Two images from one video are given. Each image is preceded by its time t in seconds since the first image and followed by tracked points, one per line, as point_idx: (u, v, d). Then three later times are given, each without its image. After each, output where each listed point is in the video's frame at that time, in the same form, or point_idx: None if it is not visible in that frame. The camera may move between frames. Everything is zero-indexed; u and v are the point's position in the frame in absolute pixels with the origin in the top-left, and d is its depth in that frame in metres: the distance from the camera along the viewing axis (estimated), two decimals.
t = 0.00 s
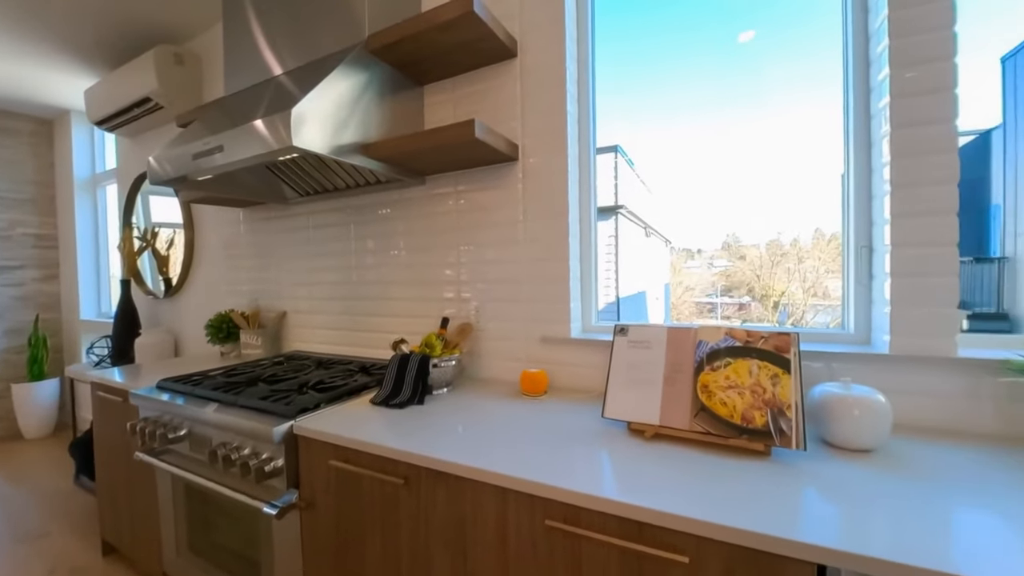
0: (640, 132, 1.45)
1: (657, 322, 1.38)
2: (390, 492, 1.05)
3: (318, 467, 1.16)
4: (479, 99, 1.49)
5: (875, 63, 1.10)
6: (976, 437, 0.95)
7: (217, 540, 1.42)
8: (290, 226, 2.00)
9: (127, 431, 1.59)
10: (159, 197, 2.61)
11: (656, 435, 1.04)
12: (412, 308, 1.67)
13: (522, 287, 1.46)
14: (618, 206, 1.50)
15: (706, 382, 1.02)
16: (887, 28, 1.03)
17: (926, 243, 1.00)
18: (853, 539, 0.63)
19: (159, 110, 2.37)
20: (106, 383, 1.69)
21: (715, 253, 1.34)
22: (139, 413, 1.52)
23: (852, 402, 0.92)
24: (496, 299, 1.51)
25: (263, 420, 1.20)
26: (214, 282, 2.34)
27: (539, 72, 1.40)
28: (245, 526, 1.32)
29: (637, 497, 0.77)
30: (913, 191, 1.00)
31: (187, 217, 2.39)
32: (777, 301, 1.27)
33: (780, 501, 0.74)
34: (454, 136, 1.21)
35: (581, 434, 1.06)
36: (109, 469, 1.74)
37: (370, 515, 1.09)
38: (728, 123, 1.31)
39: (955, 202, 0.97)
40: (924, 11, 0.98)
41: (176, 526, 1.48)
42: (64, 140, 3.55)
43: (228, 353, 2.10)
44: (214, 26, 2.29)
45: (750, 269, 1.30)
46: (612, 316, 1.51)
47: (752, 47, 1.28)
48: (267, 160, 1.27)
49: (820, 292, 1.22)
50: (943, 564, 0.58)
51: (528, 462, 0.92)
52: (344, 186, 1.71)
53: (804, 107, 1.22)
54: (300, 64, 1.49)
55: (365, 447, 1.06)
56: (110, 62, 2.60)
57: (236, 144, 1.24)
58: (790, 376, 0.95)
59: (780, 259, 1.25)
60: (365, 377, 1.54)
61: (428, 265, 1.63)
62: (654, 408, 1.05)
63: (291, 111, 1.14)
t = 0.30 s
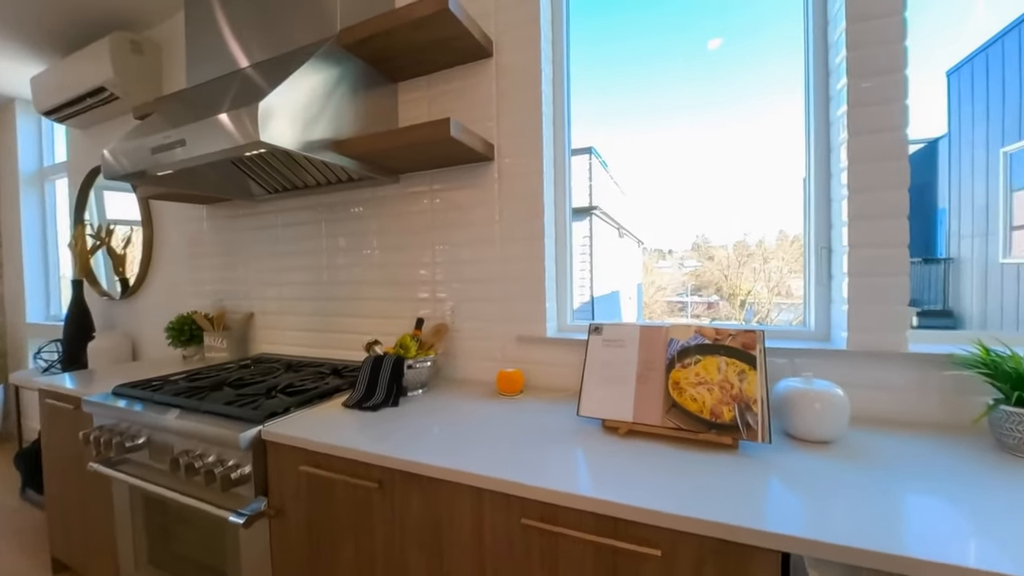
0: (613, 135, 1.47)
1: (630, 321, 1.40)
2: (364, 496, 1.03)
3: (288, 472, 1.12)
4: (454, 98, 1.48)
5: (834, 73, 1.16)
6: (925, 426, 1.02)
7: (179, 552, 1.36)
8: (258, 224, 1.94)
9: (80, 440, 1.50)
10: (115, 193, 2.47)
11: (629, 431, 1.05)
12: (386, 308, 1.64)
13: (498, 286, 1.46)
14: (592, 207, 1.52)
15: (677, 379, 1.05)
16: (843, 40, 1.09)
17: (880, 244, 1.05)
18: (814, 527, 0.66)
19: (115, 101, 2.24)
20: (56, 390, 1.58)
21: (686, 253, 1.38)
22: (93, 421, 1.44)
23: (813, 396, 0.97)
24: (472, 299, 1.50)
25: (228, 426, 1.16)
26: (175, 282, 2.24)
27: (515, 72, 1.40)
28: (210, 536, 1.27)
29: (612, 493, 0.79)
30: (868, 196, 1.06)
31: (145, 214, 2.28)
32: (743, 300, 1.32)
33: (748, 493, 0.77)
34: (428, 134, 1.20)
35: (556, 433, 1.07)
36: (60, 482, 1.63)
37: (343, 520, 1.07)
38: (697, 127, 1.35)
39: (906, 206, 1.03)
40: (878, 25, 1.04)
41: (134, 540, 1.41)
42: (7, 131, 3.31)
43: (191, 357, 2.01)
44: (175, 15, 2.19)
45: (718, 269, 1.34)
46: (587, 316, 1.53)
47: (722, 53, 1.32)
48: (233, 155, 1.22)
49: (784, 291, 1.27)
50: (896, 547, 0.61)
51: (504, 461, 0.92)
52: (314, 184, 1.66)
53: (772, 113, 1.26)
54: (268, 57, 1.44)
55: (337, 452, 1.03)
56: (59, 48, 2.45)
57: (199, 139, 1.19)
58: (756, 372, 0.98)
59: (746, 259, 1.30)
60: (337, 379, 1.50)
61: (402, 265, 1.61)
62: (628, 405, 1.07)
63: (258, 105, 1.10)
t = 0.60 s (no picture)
0: (588, 137, 1.49)
1: (604, 320, 1.42)
2: (336, 502, 1.01)
3: (256, 479, 1.09)
4: (429, 96, 1.47)
5: (796, 82, 1.21)
6: (879, 418, 1.08)
7: (138, 567, 1.29)
8: (222, 222, 1.86)
9: (26, 452, 1.40)
10: (64, 188, 2.32)
11: (604, 429, 1.07)
12: (359, 309, 1.61)
13: (474, 287, 1.45)
14: (567, 208, 1.54)
15: (650, 376, 1.07)
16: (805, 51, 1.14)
17: (839, 246, 1.11)
18: (778, 517, 0.69)
19: (65, 90, 2.11)
20: None
21: (658, 253, 1.41)
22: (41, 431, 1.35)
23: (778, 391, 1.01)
24: (447, 299, 1.49)
25: (192, 433, 1.11)
26: (132, 283, 2.12)
27: (490, 71, 1.40)
28: (172, 549, 1.21)
29: (586, 490, 0.80)
30: (828, 200, 1.11)
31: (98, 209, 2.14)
32: (712, 299, 1.36)
33: (717, 487, 0.79)
34: (403, 132, 1.18)
35: (532, 432, 1.07)
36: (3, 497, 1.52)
37: (314, 526, 1.04)
38: (669, 130, 1.38)
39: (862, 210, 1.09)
40: (837, 37, 1.09)
41: (88, 556, 1.33)
42: None
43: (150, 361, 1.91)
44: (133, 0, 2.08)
45: (688, 269, 1.38)
46: (562, 315, 1.54)
47: (693, 59, 1.36)
48: (195, 150, 1.16)
49: (750, 290, 1.32)
50: (851, 533, 0.65)
51: (480, 462, 0.92)
52: (283, 181, 1.61)
53: (738, 118, 1.31)
54: (233, 48, 1.38)
55: (307, 456, 1.00)
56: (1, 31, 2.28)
57: (159, 132, 1.14)
58: (724, 369, 1.02)
59: (715, 259, 1.34)
60: (308, 382, 1.46)
61: (376, 265, 1.58)
62: (603, 403, 1.08)
63: (222, 98, 1.06)
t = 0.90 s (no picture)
0: (560, 138, 1.51)
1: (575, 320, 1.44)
2: (303, 509, 0.98)
3: (216, 488, 1.04)
4: (400, 93, 1.45)
5: (756, 90, 1.27)
6: (833, 410, 1.14)
7: None
8: (178, 219, 1.77)
9: None
10: None
11: (576, 426, 1.09)
12: (326, 309, 1.57)
13: (446, 286, 1.44)
14: (539, 208, 1.55)
15: (620, 374, 1.09)
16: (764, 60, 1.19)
17: (796, 247, 1.17)
18: (741, 507, 0.72)
19: None
20: None
21: (627, 254, 1.44)
22: None
23: (740, 386, 1.05)
24: (418, 299, 1.47)
25: (145, 442, 1.04)
26: (77, 283, 1.98)
27: (462, 69, 1.39)
28: (124, 566, 1.14)
29: (558, 488, 0.80)
30: (787, 203, 1.17)
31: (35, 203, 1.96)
32: (678, 298, 1.41)
33: (684, 480, 0.82)
34: (373, 129, 1.16)
35: (505, 432, 1.07)
36: None
37: (280, 535, 1.00)
38: (638, 134, 1.41)
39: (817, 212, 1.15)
40: (794, 49, 1.15)
41: None
42: None
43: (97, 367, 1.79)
44: None
45: (656, 269, 1.41)
46: (535, 315, 1.55)
47: (660, 65, 1.40)
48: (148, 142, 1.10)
49: (714, 289, 1.37)
50: (808, 519, 0.68)
51: (452, 463, 0.91)
52: (244, 177, 1.55)
53: (701, 124, 1.36)
54: (191, 36, 1.32)
55: (272, 463, 0.97)
56: None
57: (107, 122, 1.07)
58: (690, 366, 1.06)
59: (681, 260, 1.39)
60: (272, 386, 1.41)
61: (344, 264, 1.54)
62: (575, 401, 1.10)
63: (178, 88, 1.00)
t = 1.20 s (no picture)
0: (535, 138, 1.51)
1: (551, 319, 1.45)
2: (271, 517, 0.95)
3: (178, 498, 0.99)
4: (372, 89, 1.42)
5: (724, 96, 1.31)
6: (795, 405, 1.19)
7: None
8: (135, 216, 1.68)
9: None
10: None
11: (551, 425, 1.09)
12: (296, 310, 1.52)
13: (421, 286, 1.42)
14: (515, 208, 1.55)
15: (594, 372, 1.11)
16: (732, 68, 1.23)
17: (762, 248, 1.21)
18: (711, 499, 0.75)
19: None
20: None
21: (601, 253, 1.46)
22: None
23: (710, 382, 1.08)
24: (393, 299, 1.45)
25: (99, 451, 0.99)
26: (22, 284, 1.86)
27: (437, 67, 1.38)
28: None
29: (534, 486, 0.81)
30: (753, 205, 1.21)
31: None
32: (651, 297, 1.44)
33: (657, 475, 0.84)
34: (345, 125, 1.13)
35: (481, 432, 1.07)
36: None
37: (247, 545, 0.97)
38: (612, 136, 1.44)
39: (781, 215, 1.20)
40: (759, 57, 1.19)
41: None
42: None
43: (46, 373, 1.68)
44: None
45: (630, 269, 1.44)
46: (511, 314, 1.55)
47: (633, 69, 1.42)
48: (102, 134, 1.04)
49: (684, 289, 1.41)
50: (773, 509, 0.71)
51: (428, 465, 0.90)
52: (208, 173, 1.48)
53: (671, 128, 1.40)
54: (149, 23, 1.25)
55: (239, 470, 0.93)
56: None
57: (57, 112, 1.00)
58: (662, 363, 1.08)
59: (653, 260, 1.42)
60: (238, 390, 1.36)
61: (315, 264, 1.50)
62: (550, 400, 1.11)
63: (136, 78, 0.96)
